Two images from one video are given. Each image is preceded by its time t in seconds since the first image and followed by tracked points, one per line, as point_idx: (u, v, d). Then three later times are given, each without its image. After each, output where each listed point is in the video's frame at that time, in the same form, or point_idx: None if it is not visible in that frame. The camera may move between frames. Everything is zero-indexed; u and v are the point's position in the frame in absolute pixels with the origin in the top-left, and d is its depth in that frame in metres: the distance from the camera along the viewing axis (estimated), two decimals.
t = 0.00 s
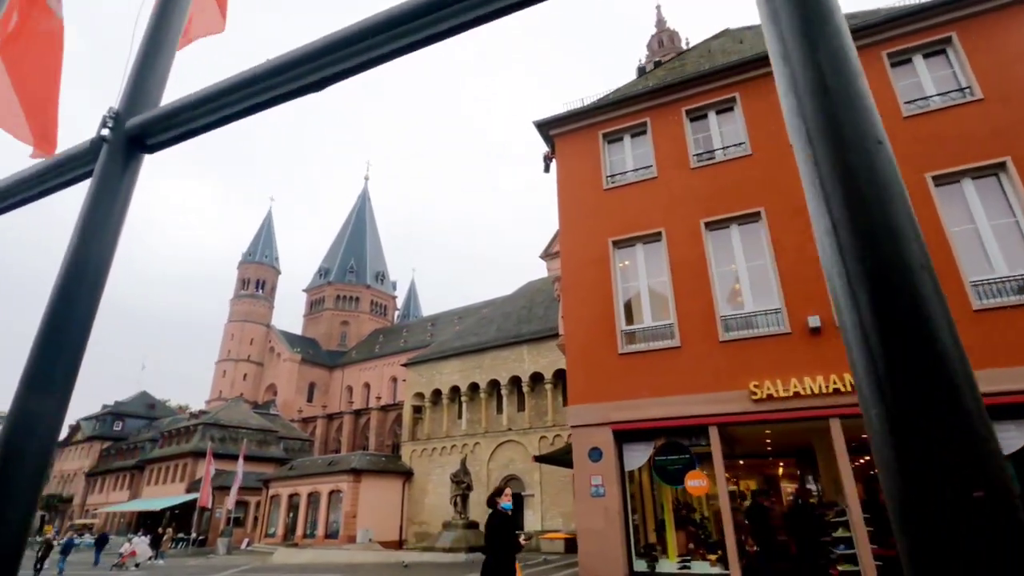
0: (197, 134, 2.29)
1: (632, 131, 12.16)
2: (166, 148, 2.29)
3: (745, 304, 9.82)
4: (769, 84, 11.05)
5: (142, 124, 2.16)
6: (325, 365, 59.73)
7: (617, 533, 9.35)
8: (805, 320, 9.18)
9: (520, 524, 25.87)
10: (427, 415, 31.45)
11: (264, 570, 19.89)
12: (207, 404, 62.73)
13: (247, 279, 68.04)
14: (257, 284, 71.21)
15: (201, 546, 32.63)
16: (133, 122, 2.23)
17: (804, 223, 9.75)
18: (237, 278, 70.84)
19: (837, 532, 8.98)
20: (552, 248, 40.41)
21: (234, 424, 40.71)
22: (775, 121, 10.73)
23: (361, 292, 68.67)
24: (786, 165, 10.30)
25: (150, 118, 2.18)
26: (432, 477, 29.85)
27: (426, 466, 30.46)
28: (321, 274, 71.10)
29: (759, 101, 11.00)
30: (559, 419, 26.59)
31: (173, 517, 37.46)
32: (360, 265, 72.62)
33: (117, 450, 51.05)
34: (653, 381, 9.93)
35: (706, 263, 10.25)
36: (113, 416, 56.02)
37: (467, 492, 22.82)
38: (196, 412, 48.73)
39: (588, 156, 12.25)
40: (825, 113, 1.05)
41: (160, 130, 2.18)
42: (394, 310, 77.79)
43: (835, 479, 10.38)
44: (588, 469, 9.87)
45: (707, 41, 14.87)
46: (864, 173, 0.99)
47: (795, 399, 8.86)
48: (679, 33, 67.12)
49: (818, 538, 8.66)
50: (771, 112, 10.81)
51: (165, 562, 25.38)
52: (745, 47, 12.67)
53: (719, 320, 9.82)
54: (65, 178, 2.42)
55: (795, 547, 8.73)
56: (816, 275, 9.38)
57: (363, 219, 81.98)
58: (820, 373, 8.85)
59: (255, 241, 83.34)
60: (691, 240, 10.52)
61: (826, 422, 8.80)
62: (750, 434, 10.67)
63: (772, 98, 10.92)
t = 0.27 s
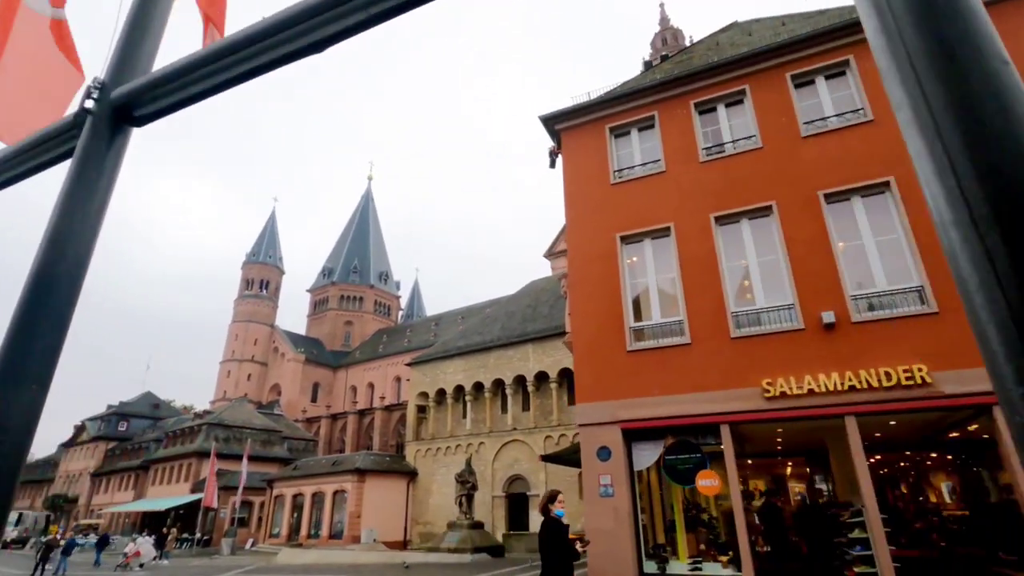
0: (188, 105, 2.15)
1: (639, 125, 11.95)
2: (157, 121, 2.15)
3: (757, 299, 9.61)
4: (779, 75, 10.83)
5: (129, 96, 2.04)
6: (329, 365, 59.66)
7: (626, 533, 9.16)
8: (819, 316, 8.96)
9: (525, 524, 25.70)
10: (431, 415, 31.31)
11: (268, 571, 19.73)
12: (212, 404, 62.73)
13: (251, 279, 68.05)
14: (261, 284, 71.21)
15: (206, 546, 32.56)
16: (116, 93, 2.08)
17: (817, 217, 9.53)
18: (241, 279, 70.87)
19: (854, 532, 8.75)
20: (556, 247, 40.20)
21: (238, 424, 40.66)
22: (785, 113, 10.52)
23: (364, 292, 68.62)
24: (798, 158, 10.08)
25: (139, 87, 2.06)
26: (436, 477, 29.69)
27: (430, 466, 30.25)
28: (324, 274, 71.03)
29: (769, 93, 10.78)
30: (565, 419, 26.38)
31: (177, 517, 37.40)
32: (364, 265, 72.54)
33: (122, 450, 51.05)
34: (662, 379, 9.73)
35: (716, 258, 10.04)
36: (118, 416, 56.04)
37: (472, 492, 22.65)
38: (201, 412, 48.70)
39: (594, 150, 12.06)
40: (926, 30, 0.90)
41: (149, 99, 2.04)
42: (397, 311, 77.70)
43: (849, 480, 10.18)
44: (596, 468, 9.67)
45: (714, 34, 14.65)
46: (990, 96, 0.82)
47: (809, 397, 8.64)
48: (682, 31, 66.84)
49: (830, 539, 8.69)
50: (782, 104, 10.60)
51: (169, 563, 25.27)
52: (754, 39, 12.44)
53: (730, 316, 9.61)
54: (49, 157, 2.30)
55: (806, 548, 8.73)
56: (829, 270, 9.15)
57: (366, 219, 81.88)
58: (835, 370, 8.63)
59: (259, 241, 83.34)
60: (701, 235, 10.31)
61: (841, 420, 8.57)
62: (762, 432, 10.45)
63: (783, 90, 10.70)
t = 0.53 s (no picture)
0: (172, 58, 1.99)
1: (647, 117, 11.74)
2: (140, 75, 1.97)
3: (769, 292, 9.39)
4: (790, 64, 10.59)
5: (109, 49, 1.87)
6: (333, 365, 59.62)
7: (636, 532, 8.95)
8: (833, 309, 8.74)
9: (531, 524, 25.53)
10: (436, 414, 31.17)
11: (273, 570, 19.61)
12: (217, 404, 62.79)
13: (255, 279, 68.14)
14: (266, 285, 71.28)
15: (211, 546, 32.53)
16: (94, 45, 1.89)
17: (830, 208, 9.30)
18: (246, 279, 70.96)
19: (872, 531, 8.56)
20: (561, 245, 39.97)
21: (243, 424, 40.67)
22: (797, 103, 10.29)
23: (369, 292, 68.58)
24: (810, 149, 9.85)
25: (121, 35, 1.88)
26: (441, 477, 29.49)
27: (435, 466, 30.09)
28: (329, 273, 70.97)
29: (781, 82, 10.55)
30: (570, 417, 26.14)
31: (183, 517, 37.38)
32: (368, 265, 72.46)
33: (127, 450, 51.12)
34: (672, 374, 9.52)
35: (727, 251, 9.83)
36: (123, 416, 56.14)
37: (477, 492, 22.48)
38: (205, 411, 48.68)
39: (601, 143, 11.86)
40: None
41: (133, 50, 1.86)
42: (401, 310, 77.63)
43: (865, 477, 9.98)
44: (605, 465, 9.46)
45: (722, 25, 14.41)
46: None
47: (824, 392, 8.43)
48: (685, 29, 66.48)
49: (842, 537, 8.81)
50: (793, 94, 10.37)
51: (174, 562, 25.20)
52: (763, 29, 12.20)
53: (741, 310, 9.40)
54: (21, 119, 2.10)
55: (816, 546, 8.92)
56: (844, 262, 8.92)
57: (371, 218, 81.82)
58: (851, 364, 8.40)
59: (263, 240, 83.41)
60: (710, 228, 10.11)
61: (857, 415, 8.35)
62: (774, 429, 10.23)
63: (794, 79, 10.47)
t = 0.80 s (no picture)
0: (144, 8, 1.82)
1: (654, 110, 11.50)
2: (114, 29, 1.80)
3: (782, 287, 9.15)
4: (802, 54, 10.34)
5: None
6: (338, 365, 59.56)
7: (647, 533, 8.67)
8: (849, 304, 8.49)
9: (537, 524, 25.31)
10: (440, 414, 30.99)
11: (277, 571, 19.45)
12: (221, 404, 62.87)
13: (259, 280, 68.14)
14: (270, 285, 71.29)
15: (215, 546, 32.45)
16: None
17: (845, 200, 9.05)
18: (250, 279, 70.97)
19: (891, 534, 8.29)
20: (565, 244, 39.80)
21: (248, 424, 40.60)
22: (810, 94, 10.03)
23: (373, 292, 68.50)
24: (824, 140, 9.59)
25: None
26: (446, 477, 29.29)
27: (440, 466, 29.84)
28: (333, 274, 70.94)
29: (793, 73, 10.30)
30: (576, 417, 25.92)
31: (187, 517, 37.34)
32: (372, 265, 72.45)
33: (132, 451, 51.19)
34: (683, 371, 9.28)
35: (738, 245, 9.59)
36: (128, 416, 56.22)
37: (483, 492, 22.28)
38: (210, 411, 48.64)
39: (608, 137, 11.63)
40: None
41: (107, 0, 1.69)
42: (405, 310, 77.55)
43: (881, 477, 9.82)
44: (614, 465, 9.22)
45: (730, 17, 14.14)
46: None
47: (840, 389, 8.17)
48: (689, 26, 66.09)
49: (858, 539, 8.29)
50: (806, 85, 10.12)
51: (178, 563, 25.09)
52: (774, 19, 11.93)
53: (754, 305, 9.16)
54: None
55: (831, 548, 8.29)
56: (860, 255, 8.67)
57: (374, 218, 81.81)
58: (868, 360, 8.15)
59: (267, 241, 83.52)
60: (721, 222, 9.87)
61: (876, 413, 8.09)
62: (786, 428, 9.98)
63: (806, 69, 10.22)
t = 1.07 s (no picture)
0: None
1: (663, 103, 11.31)
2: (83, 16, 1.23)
3: (795, 281, 8.95)
4: (815, 45, 10.11)
5: None
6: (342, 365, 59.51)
7: (658, 533, 8.45)
8: (865, 298, 8.27)
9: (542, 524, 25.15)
10: (445, 413, 30.87)
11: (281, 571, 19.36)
12: (226, 404, 62.96)
13: (264, 280, 68.25)
14: (274, 285, 71.36)
15: (220, 546, 32.42)
16: None
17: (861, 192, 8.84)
18: (254, 279, 71.04)
19: (910, 533, 8.10)
20: (570, 243, 39.62)
21: (252, 424, 40.56)
22: (822, 85, 9.82)
23: (377, 291, 68.46)
24: (837, 131, 9.39)
25: None
26: (451, 477, 29.11)
27: (444, 466, 29.62)
28: (337, 274, 70.94)
29: (805, 64, 10.08)
30: (582, 416, 25.70)
31: (192, 517, 37.35)
32: (376, 265, 72.41)
33: (138, 450, 51.29)
34: (693, 368, 9.08)
35: (750, 238, 9.39)
36: (133, 416, 56.35)
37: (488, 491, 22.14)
38: (215, 411, 48.68)
39: (616, 130, 11.45)
40: None
41: None
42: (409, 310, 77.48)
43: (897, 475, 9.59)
44: (624, 463, 9.03)
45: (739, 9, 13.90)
46: None
47: (856, 385, 7.96)
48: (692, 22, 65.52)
49: (873, 538, 8.01)
50: (819, 75, 9.90)
51: (182, 563, 25.02)
52: (784, 9, 11.71)
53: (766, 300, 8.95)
54: None
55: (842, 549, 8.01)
56: (876, 249, 8.45)
57: (378, 218, 81.81)
58: (885, 356, 7.92)
59: (271, 241, 83.64)
60: (732, 215, 9.67)
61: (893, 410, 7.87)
62: (799, 425, 9.78)
63: (819, 60, 10.00)
